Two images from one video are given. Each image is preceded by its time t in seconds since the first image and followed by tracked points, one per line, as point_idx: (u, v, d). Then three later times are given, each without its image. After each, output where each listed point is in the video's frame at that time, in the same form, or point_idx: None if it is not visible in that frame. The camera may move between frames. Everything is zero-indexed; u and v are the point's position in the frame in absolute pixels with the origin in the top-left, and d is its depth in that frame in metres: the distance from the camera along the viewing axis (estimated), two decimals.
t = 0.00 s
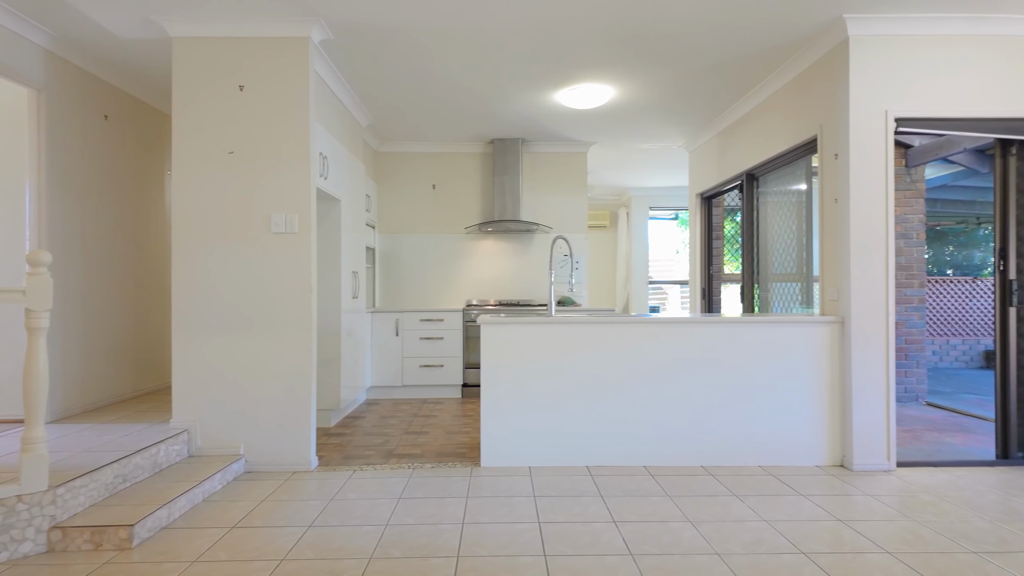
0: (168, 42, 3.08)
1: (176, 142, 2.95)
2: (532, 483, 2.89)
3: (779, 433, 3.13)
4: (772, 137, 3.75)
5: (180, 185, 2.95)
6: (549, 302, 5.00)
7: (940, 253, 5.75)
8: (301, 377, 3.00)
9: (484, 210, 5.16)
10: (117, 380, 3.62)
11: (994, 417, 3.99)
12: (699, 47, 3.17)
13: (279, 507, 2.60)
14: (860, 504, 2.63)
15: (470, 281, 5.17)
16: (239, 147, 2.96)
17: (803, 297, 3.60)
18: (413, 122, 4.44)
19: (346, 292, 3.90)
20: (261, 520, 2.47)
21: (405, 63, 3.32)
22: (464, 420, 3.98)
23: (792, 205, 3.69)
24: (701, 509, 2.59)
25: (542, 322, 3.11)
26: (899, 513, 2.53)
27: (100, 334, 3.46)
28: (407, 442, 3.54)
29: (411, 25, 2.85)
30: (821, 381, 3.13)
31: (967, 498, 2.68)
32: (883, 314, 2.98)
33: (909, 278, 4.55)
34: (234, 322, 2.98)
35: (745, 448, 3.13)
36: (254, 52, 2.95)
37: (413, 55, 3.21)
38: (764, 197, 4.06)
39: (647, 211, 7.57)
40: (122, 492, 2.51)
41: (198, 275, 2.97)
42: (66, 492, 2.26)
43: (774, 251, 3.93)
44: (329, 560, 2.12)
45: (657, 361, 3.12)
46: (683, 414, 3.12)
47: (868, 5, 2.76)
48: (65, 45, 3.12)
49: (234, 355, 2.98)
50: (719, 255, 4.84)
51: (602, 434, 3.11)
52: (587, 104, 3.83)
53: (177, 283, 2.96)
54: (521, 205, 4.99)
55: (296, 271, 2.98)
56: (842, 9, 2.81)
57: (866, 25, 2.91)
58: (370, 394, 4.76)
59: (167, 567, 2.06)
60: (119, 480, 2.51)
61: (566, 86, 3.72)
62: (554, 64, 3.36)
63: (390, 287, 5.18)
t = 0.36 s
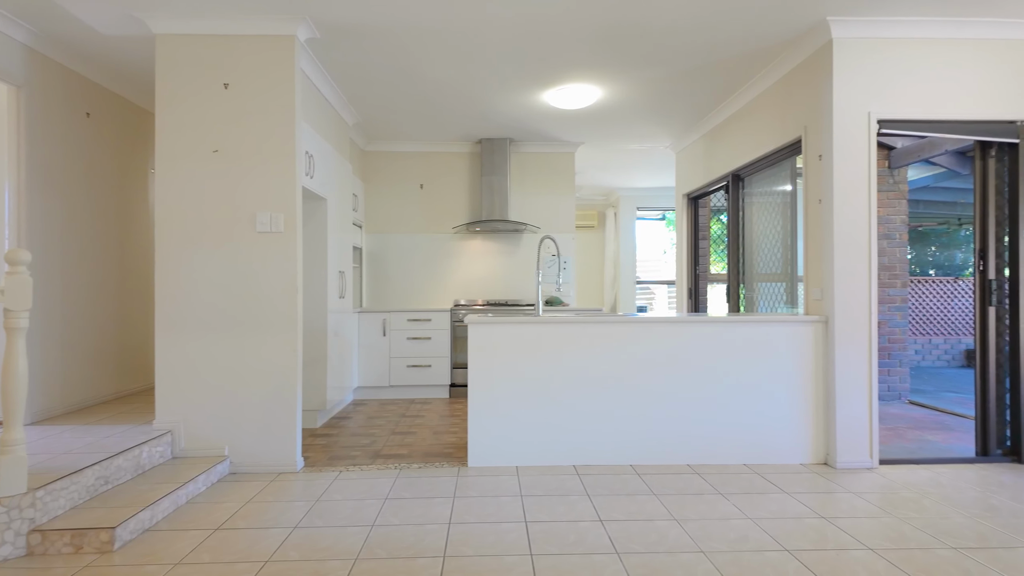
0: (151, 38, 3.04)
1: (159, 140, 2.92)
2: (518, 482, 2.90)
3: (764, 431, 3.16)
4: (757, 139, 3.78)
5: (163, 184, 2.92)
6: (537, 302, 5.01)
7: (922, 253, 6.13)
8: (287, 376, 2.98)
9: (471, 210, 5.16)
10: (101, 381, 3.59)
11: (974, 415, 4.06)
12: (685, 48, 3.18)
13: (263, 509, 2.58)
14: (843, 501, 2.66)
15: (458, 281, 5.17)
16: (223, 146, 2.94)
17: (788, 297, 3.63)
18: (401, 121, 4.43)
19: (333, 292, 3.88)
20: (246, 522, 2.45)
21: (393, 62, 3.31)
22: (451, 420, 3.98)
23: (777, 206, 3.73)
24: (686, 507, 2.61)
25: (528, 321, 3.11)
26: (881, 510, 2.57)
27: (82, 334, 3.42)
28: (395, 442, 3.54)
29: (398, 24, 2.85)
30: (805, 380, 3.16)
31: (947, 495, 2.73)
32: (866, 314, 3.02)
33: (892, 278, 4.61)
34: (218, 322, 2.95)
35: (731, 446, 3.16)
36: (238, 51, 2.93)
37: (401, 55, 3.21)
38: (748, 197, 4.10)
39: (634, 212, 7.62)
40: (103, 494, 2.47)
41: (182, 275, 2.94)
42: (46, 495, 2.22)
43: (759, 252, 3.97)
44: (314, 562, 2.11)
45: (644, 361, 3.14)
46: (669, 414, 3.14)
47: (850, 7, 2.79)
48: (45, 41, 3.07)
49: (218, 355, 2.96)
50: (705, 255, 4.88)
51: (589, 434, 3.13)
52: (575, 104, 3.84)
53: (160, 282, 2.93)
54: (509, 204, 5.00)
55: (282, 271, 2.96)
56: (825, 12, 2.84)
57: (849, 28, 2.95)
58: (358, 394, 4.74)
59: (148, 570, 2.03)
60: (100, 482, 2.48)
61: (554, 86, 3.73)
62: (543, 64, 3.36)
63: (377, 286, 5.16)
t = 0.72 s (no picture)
0: (134, 35, 3.00)
1: (142, 138, 2.89)
2: (505, 482, 2.90)
3: (749, 430, 3.19)
4: (742, 140, 3.82)
5: (147, 182, 2.89)
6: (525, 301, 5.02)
7: (905, 254, 6.24)
8: (272, 377, 2.96)
9: (459, 210, 5.16)
10: (84, 381, 3.55)
11: (954, 413, 4.12)
12: (671, 49, 3.20)
13: (248, 510, 2.56)
14: (826, 499, 2.69)
15: (446, 281, 5.17)
16: (208, 144, 2.91)
17: (772, 296, 3.67)
18: (388, 120, 4.41)
19: (319, 292, 3.86)
20: (230, 524, 2.42)
21: (380, 61, 3.29)
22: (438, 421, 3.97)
23: (762, 207, 3.76)
24: (672, 506, 2.62)
25: (516, 320, 3.11)
26: (863, 507, 2.60)
27: (63, 335, 3.38)
28: (382, 443, 3.53)
29: (384, 23, 2.84)
30: (790, 379, 3.20)
31: (928, 492, 2.77)
32: (849, 313, 3.06)
33: (876, 278, 4.67)
34: (203, 322, 2.93)
35: (717, 444, 3.18)
36: (223, 48, 2.90)
37: (388, 54, 3.20)
38: (734, 198, 4.14)
39: (622, 212, 7.65)
40: (84, 496, 2.44)
41: (166, 274, 2.91)
42: (25, 497, 2.19)
43: (744, 252, 4.01)
44: (299, 563, 2.09)
45: (631, 360, 3.15)
46: (656, 413, 3.16)
47: (833, 10, 2.83)
48: (25, 37, 3.03)
49: (203, 357, 2.93)
50: (691, 255, 4.91)
51: (576, 433, 3.14)
52: (563, 104, 3.85)
53: (143, 282, 2.90)
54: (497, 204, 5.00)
55: (267, 271, 2.94)
56: (809, 15, 2.87)
57: (832, 31, 2.98)
58: (346, 395, 4.72)
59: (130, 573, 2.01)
60: (81, 484, 2.44)
61: (541, 86, 3.74)
62: (530, 64, 3.37)
63: (365, 286, 5.14)
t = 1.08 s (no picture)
0: (117, 31, 2.97)
1: (125, 135, 2.85)
2: (493, 481, 2.91)
3: (735, 429, 3.22)
4: (728, 141, 3.85)
5: (130, 180, 2.85)
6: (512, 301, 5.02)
7: (888, 254, 6.31)
8: (258, 377, 2.94)
9: (447, 210, 5.15)
10: (65, 382, 3.50)
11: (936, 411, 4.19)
12: (658, 50, 3.22)
13: (233, 512, 2.54)
14: (811, 496, 2.72)
15: (434, 281, 5.16)
16: (192, 142, 2.88)
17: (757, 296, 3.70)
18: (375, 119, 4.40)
19: (305, 292, 3.84)
20: (214, 525, 2.40)
21: (367, 60, 3.28)
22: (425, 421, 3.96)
23: (748, 207, 3.80)
24: (659, 504, 2.64)
25: (503, 320, 3.11)
26: (846, 504, 2.63)
27: (44, 335, 3.33)
28: (369, 443, 3.51)
29: (371, 22, 2.83)
30: (775, 378, 3.23)
31: (910, 489, 2.81)
32: (832, 313, 3.09)
33: (859, 278, 4.73)
34: (187, 321, 2.90)
35: (703, 443, 3.20)
36: (207, 45, 2.87)
37: (375, 53, 3.19)
38: (720, 199, 4.17)
39: (609, 212, 7.67)
40: (65, 499, 2.40)
41: (149, 274, 2.87)
42: (4, 500, 2.15)
43: (730, 252, 4.04)
44: (285, 564, 2.08)
45: (617, 359, 3.17)
46: (642, 412, 3.17)
47: (817, 12, 2.86)
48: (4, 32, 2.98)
49: (187, 356, 2.90)
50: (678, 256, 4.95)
51: (563, 433, 3.14)
52: (551, 105, 3.86)
53: (126, 282, 2.86)
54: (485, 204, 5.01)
55: (252, 271, 2.92)
56: (793, 17, 2.90)
57: (816, 34, 3.02)
58: (333, 395, 4.69)
59: None
60: (62, 486, 2.41)
61: (529, 86, 3.74)
62: (519, 64, 3.37)
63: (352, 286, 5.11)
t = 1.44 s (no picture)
0: (99, 27, 2.93)
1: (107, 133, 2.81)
2: (480, 481, 2.91)
3: (721, 428, 3.24)
4: (714, 142, 3.88)
5: (112, 178, 2.82)
6: (501, 301, 5.03)
7: (873, 254, 6.59)
8: (243, 378, 2.92)
9: (435, 210, 5.15)
10: (46, 385, 3.46)
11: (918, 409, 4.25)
12: (645, 51, 3.24)
13: (218, 513, 2.52)
14: (795, 494, 2.75)
15: (422, 280, 5.15)
16: (176, 141, 2.85)
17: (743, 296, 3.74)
18: (363, 119, 4.38)
19: (292, 292, 3.82)
20: (199, 527, 2.38)
21: (354, 59, 3.27)
22: (413, 421, 3.95)
23: (734, 208, 3.83)
24: (645, 503, 2.65)
25: (490, 320, 3.12)
26: (830, 502, 2.66)
27: (25, 336, 3.29)
28: (356, 444, 3.50)
29: (358, 21, 2.83)
30: (760, 377, 3.26)
31: (892, 486, 2.85)
32: (817, 312, 3.13)
33: (843, 278, 4.79)
34: (171, 322, 2.87)
35: (689, 441, 3.23)
36: (192, 43, 2.85)
37: (362, 52, 3.18)
38: (707, 199, 4.20)
39: (597, 212, 7.69)
40: (46, 502, 2.37)
41: (132, 273, 2.84)
42: None
43: (716, 252, 4.08)
44: (270, 565, 2.07)
45: (604, 359, 3.18)
46: (629, 411, 3.19)
47: (802, 15, 2.89)
48: None
49: (171, 357, 2.87)
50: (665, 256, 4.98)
51: (550, 432, 3.15)
52: (540, 105, 3.86)
53: (109, 281, 2.83)
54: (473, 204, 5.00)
55: (237, 270, 2.89)
56: (778, 19, 2.93)
57: (800, 36, 3.05)
58: (320, 396, 4.67)
59: None
60: (43, 489, 2.38)
61: (518, 86, 3.75)
62: (508, 64, 3.37)
63: (340, 286, 5.09)
